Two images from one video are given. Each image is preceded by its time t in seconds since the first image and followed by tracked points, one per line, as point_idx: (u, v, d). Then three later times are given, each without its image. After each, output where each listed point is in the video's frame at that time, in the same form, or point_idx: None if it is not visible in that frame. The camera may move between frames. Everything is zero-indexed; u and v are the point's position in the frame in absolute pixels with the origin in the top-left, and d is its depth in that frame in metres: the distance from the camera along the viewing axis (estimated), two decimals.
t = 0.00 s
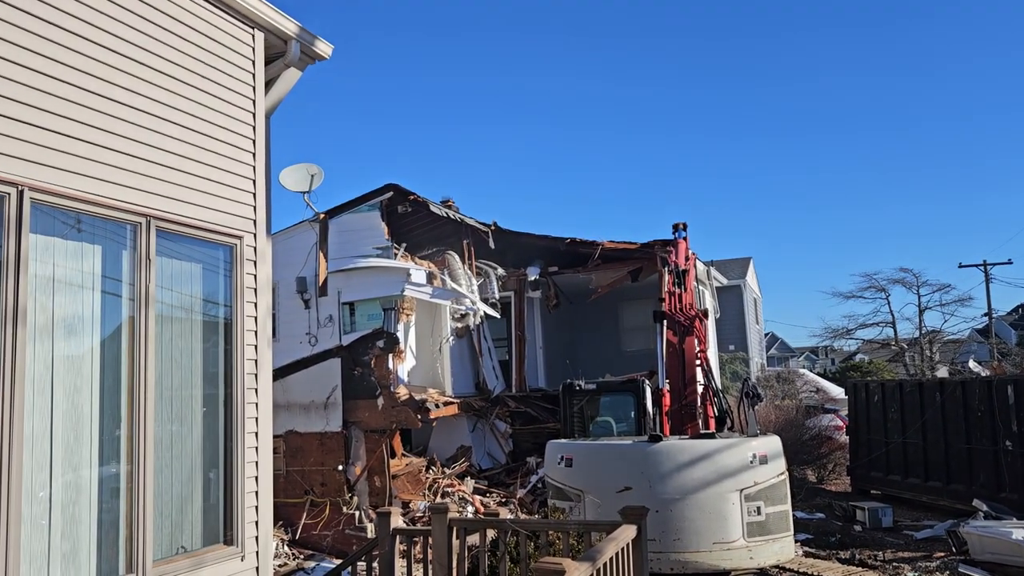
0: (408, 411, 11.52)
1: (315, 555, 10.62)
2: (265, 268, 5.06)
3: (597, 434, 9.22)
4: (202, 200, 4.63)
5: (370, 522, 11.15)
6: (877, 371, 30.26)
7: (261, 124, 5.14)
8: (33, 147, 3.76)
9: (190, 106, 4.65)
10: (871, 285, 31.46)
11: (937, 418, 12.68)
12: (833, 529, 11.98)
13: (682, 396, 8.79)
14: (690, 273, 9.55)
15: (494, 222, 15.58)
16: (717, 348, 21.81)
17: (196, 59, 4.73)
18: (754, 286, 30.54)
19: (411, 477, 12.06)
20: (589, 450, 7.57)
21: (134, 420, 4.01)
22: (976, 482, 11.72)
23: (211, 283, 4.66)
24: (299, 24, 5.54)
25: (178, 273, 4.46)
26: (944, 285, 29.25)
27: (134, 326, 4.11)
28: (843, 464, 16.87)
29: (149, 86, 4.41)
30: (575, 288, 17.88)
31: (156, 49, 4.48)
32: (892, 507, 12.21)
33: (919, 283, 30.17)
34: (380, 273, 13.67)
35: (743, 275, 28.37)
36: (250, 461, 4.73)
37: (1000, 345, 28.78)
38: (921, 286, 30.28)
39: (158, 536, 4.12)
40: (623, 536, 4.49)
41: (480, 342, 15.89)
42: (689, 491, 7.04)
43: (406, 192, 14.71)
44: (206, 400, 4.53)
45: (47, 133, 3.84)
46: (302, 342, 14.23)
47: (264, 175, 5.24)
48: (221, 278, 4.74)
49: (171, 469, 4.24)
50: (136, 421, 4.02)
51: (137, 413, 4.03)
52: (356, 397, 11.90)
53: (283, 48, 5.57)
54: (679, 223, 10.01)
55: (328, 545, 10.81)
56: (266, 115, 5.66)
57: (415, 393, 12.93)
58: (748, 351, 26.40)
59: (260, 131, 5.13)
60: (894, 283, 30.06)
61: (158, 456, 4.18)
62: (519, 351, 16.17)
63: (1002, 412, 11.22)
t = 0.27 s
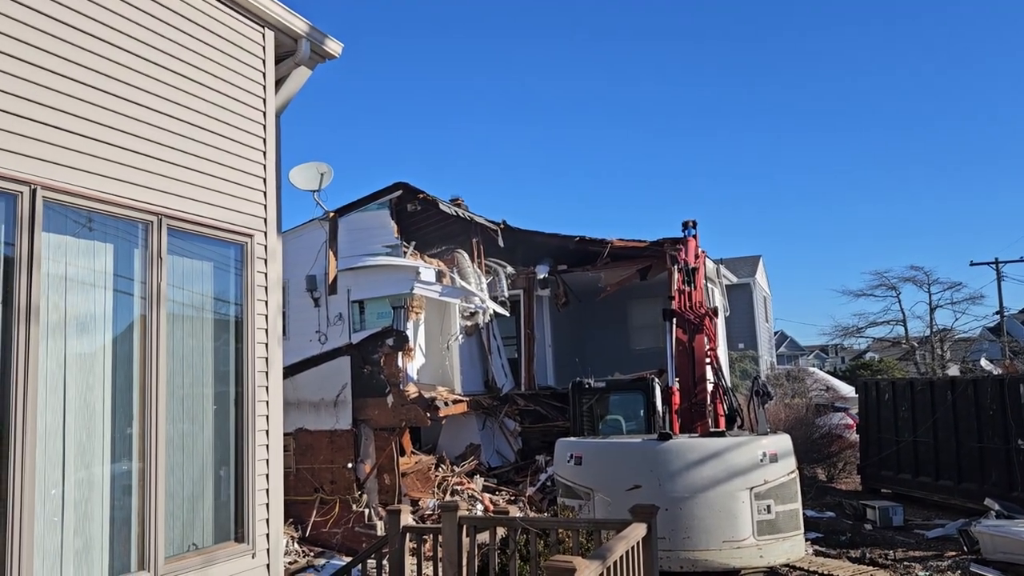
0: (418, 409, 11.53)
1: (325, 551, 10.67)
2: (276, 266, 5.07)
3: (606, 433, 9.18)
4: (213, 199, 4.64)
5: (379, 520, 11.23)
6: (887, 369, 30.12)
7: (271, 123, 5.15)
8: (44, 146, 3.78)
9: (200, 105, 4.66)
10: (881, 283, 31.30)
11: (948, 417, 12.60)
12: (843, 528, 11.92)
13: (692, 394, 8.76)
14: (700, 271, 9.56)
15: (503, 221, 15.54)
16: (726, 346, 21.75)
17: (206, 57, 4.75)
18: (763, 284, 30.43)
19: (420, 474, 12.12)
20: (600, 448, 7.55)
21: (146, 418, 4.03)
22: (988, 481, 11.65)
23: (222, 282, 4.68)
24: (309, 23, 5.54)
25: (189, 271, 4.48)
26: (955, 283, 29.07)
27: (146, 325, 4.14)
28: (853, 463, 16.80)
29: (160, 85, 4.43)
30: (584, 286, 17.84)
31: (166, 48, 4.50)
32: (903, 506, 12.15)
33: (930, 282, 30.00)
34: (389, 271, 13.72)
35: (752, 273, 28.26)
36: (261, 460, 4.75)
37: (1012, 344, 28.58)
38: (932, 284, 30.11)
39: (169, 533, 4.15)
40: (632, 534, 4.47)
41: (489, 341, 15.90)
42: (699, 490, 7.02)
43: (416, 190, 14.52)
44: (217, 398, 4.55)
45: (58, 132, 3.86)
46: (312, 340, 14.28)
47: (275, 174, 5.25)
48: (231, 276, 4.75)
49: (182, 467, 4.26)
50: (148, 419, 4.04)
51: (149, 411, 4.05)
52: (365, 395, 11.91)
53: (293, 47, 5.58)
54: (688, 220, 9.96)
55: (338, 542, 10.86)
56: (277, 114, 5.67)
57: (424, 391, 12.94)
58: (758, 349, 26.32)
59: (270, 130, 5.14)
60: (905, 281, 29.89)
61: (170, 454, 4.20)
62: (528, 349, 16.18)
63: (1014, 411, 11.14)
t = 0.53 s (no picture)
0: (423, 403, 11.53)
1: (331, 545, 10.78)
2: (280, 260, 5.07)
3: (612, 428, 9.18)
4: (217, 193, 4.64)
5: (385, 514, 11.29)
6: (894, 363, 30.03)
7: (275, 116, 5.14)
8: (48, 140, 3.77)
9: (204, 99, 4.65)
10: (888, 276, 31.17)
11: (955, 411, 12.55)
12: (849, 522, 11.90)
13: (698, 388, 8.73)
14: (706, 263, 9.51)
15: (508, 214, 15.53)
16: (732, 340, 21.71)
17: (210, 51, 4.74)
18: (770, 277, 30.35)
19: (425, 468, 12.14)
20: (605, 442, 7.55)
21: (151, 411, 4.04)
22: (995, 475, 11.60)
23: (226, 276, 4.68)
24: (313, 16, 5.53)
25: (194, 265, 4.47)
26: (962, 277, 28.93)
27: (150, 319, 4.14)
28: (859, 457, 16.76)
29: (162, 79, 4.42)
30: (591, 279, 17.84)
31: (170, 41, 4.49)
32: (909, 500, 12.13)
33: (937, 275, 29.86)
34: (394, 265, 13.71)
35: (758, 266, 28.18)
36: (266, 453, 4.76)
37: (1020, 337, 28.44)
38: (939, 277, 29.99)
39: (175, 526, 4.15)
40: (637, 528, 4.46)
41: (494, 335, 15.92)
42: (704, 484, 7.01)
43: (421, 183, 14.60)
44: (222, 392, 4.56)
45: (61, 126, 3.85)
46: (317, 334, 14.27)
47: (279, 167, 5.24)
48: (236, 270, 4.75)
49: (187, 460, 4.27)
50: (153, 412, 4.04)
51: (154, 404, 4.06)
52: (370, 389, 11.93)
53: (297, 40, 5.56)
54: (694, 211, 9.93)
55: (344, 535, 10.98)
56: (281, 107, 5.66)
57: (430, 385, 12.96)
58: (764, 343, 26.26)
59: (274, 124, 5.13)
60: (912, 274, 29.76)
61: (175, 448, 4.21)
62: (533, 342, 16.21)
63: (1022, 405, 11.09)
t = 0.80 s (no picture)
0: (425, 391, 11.52)
1: (334, 531, 10.90)
2: (283, 249, 5.07)
3: (614, 416, 9.15)
4: (220, 181, 4.63)
5: (388, 501, 11.23)
6: (896, 352, 30.03)
7: (278, 104, 5.12)
8: (49, 127, 3.75)
9: (207, 86, 4.63)
10: (891, 265, 31.10)
11: (958, 400, 12.54)
12: (850, 510, 11.93)
13: (700, 376, 8.73)
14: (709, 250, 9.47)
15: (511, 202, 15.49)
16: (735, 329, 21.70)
17: (211, 38, 4.71)
18: (773, 266, 30.31)
19: (428, 456, 12.19)
20: (607, 430, 7.56)
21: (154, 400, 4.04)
22: (997, 463, 11.61)
23: (229, 265, 4.68)
24: (315, 3, 5.49)
25: (196, 253, 4.47)
26: (965, 265, 28.87)
27: (153, 307, 4.13)
28: (861, 445, 16.77)
29: (164, 66, 4.39)
30: (593, 268, 17.82)
31: (172, 29, 4.47)
32: (911, 488, 12.15)
33: (940, 263, 29.80)
34: (397, 253, 13.65)
35: (761, 255, 28.13)
36: (269, 441, 4.77)
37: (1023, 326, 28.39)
38: (943, 266, 29.93)
39: (179, 514, 4.17)
40: (639, 517, 4.46)
41: (497, 323, 15.92)
42: (706, 472, 7.02)
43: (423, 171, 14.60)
44: (225, 380, 4.56)
45: (62, 113, 3.83)
46: (319, 322, 14.28)
47: (281, 155, 5.22)
48: (239, 259, 4.75)
49: (191, 448, 4.28)
50: (156, 400, 4.05)
51: (157, 392, 4.06)
52: (373, 377, 11.95)
53: (299, 27, 5.53)
54: (696, 197, 9.91)
55: (346, 522, 11.04)
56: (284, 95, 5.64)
57: (432, 373, 12.98)
58: (766, 332, 26.25)
59: (277, 112, 5.10)
60: (915, 263, 29.69)
61: (178, 436, 4.21)
62: (535, 331, 16.33)
63: None
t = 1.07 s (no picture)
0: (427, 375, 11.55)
1: (336, 515, 10.87)
2: (285, 232, 5.05)
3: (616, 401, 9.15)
4: (221, 164, 4.60)
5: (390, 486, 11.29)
6: (898, 338, 30.00)
7: (280, 86, 5.08)
8: (48, 108, 3.72)
9: (208, 68, 4.60)
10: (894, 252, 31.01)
11: (959, 386, 12.54)
12: (851, 496, 11.95)
13: (702, 362, 8.71)
14: (712, 233, 9.45)
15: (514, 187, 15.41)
16: (737, 315, 21.69)
17: (213, 20, 4.67)
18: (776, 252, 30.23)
19: (430, 441, 12.16)
20: (610, 415, 7.54)
21: (156, 383, 4.04)
22: (998, 450, 11.62)
23: (231, 249, 4.66)
24: None
25: (198, 237, 4.45)
26: (969, 252, 28.79)
27: (155, 290, 4.12)
28: (862, 431, 16.77)
29: (166, 47, 4.36)
30: (595, 253, 17.76)
31: (173, 10, 4.43)
32: (912, 474, 12.16)
33: (944, 250, 29.71)
34: (399, 238, 13.63)
35: (764, 241, 28.05)
36: (272, 425, 4.77)
37: None
38: (946, 253, 29.85)
39: (181, 497, 4.17)
40: (642, 502, 4.45)
41: (499, 308, 15.88)
42: (708, 458, 7.02)
43: (426, 155, 14.50)
44: (228, 363, 4.56)
45: (62, 94, 3.79)
46: (322, 306, 14.29)
47: (284, 138, 5.19)
48: (240, 243, 4.73)
49: (193, 431, 4.28)
50: (158, 384, 4.04)
51: (159, 376, 4.06)
52: (376, 361, 11.97)
53: (301, 9, 5.48)
54: (700, 178, 9.86)
55: (349, 506, 11.07)
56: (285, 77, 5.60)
57: (434, 358, 12.99)
58: (768, 318, 26.22)
59: (279, 94, 5.07)
60: (919, 249, 29.60)
61: (181, 419, 4.21)
62: (538, 317, 16.28)
63: None
